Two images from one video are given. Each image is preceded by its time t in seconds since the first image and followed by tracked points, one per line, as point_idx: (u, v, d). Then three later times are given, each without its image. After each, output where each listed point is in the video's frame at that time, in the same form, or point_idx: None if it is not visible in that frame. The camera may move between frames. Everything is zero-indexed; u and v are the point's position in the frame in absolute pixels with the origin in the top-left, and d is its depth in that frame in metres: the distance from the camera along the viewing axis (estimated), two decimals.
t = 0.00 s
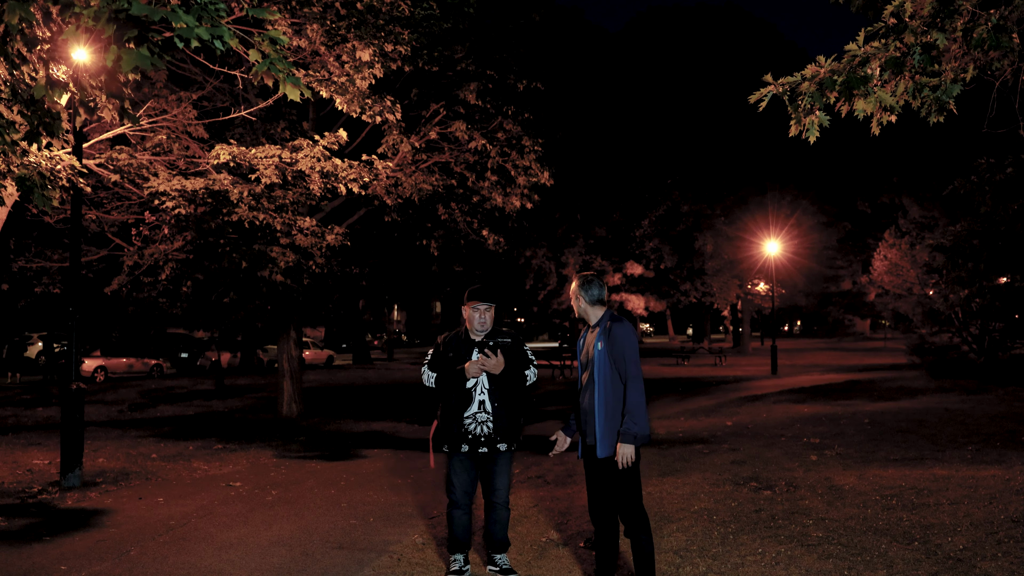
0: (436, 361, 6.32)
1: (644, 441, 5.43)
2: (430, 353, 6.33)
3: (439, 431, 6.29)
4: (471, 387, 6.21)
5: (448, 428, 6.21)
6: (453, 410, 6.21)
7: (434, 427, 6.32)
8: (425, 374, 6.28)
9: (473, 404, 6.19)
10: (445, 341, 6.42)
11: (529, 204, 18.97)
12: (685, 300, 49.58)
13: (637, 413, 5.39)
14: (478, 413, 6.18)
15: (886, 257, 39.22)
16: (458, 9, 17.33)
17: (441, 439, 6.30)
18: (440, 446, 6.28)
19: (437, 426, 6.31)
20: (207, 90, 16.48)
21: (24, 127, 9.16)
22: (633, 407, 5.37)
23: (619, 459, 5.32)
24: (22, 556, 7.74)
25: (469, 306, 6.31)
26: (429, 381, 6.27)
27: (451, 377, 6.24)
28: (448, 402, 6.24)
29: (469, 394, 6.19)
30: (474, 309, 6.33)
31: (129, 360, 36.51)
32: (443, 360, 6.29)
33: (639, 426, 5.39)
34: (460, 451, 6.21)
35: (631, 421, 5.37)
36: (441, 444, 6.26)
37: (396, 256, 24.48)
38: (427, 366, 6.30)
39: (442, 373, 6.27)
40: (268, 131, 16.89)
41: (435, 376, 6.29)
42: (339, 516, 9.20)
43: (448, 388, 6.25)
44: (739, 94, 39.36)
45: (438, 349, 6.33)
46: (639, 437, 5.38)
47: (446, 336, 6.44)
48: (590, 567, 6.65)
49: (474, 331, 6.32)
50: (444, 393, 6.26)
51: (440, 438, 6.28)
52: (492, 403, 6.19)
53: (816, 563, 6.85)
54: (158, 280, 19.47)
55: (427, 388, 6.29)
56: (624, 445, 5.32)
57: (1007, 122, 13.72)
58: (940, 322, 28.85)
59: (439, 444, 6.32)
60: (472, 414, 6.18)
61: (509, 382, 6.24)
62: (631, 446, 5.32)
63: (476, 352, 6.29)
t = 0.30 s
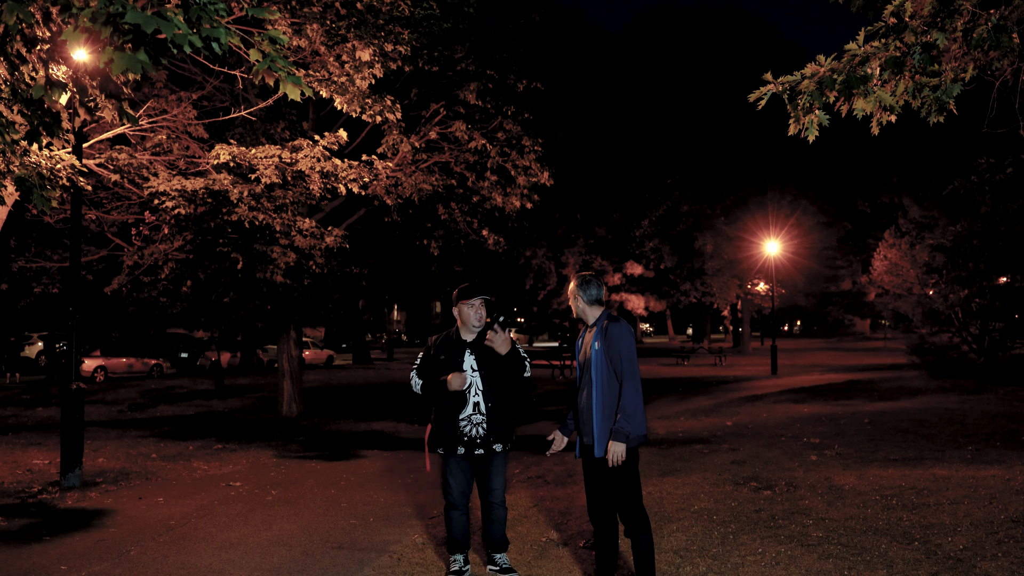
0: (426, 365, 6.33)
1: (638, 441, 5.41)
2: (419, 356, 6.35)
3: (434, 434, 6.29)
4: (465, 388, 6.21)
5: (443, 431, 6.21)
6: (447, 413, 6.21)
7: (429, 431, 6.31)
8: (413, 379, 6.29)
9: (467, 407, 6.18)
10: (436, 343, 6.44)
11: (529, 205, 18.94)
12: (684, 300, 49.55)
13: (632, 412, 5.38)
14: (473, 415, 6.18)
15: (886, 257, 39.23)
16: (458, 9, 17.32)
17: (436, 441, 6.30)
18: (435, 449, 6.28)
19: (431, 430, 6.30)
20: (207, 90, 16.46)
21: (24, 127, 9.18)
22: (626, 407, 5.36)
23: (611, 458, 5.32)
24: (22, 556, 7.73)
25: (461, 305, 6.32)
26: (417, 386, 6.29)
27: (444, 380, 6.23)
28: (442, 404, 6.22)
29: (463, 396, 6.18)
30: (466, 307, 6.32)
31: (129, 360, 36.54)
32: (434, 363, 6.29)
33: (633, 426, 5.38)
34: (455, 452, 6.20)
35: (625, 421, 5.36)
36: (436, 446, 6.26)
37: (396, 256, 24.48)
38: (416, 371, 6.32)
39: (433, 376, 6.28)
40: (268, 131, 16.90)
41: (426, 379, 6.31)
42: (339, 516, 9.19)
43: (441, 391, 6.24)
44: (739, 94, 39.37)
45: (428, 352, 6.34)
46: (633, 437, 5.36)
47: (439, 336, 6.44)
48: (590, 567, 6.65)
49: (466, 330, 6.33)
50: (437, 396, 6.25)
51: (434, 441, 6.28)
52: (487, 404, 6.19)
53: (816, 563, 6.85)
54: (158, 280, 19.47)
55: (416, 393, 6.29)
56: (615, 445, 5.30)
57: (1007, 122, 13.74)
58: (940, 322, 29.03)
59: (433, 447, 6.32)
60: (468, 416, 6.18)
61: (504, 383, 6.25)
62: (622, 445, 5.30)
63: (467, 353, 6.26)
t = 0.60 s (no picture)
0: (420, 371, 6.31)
1: (639, 440, 5.41)
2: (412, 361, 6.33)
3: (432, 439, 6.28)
4: (466, 392, 6.22)
5: (442, 436, 6.20)
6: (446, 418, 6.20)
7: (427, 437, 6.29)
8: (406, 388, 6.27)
9: (467, 410, 6.20)
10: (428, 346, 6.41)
11: (529, 205, 18.94)
12: (684, 300, 49.55)
13: (632, 410, 5.38)
14: (475, 417, 6.20)
15: (886, 257, 39.23)
16: (458, 9, 17.32)
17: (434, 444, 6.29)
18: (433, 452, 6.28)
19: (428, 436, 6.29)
20: (207, 90, 16.47)
21: (24, 127, 9.19)
22: (627, 407, 5.36)
23: (613, 457, 5.30)
24: (22, 556, 7.74)
25: (455, 305, 6.29)
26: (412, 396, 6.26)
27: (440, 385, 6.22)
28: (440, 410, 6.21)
29: (464, 400, 6.20)
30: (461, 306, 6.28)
31: (129, 360, 36.56)
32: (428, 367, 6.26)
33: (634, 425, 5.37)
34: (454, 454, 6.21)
35: (626, 420, 5.36)
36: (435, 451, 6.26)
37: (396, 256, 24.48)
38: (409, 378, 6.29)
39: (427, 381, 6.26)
40: (268, 131, 16.93)
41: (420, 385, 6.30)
42: (339, 516, 9.20)
43: (439, 395, 6.23)
44: (739, 94, 39.39)
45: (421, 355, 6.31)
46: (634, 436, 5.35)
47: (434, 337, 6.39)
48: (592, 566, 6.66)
49: (459, 331, 6.30)
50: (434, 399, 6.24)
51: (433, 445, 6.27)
52: (487, 407, 6.23)
53: (816, 563, 6.85)
54: (158, 280, 19.46)
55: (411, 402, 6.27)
56: (617, 443, 5.28)
57: (1007, 124, 13.76)
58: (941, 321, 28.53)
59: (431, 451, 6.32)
60: (469, 419, 6.20)
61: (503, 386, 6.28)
62: (624, 444, 5.28)
63: (466, 354, 6.25)
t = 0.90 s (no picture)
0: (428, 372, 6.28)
1: (642, 440, 5.43)
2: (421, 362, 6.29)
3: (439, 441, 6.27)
4: (479, 393, 6.22)
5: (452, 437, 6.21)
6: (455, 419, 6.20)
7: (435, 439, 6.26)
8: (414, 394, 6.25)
9: (478, 412, 6.21)
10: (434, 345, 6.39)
11: (529, 205, 18.94)
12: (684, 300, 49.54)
13: (636, 411, 5.39)
14: (488, 418, 6.22)
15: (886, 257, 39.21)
16: (458, 9, 17.30)
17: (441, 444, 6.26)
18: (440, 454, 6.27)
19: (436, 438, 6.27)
20: (207, 89, 16.47)
21: (24, 127, 9.19)
22: (631, 408, 5.37)
23: (617, 458, 5.31)
24: (22, 556, 7.74)
25: (464, 304, 6.30)
26: (420, 402, 6.24)
27: (451, 385, 6.21)
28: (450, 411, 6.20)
29: (476, 400, 6.21)
30: (470, 306, 6.31)
31: (129, 359, 36.56)
32: (438, 368, 6.24)
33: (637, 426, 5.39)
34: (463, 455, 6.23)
35: (630, 421, 5.37)
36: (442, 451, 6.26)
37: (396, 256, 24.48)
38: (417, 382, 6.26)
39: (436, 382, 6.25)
40: (268, 131, 16.97)
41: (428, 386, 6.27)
42: (339, 516, 9.20)
43: (448, 397, 6.21)
44: (739, 94, 39.41)
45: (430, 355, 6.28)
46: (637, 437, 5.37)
47: (442, 335, 6.34)
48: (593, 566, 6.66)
49: (469, 332, 6.31)
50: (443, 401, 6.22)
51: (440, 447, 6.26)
52: (498, 408, 6.27)
53: (816, 563, 6.84)
54: (158, 280, 19.46)
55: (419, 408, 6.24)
56: (621, 444, 5.29)
57: (1007, 124, 13.77)
58: (940, 322, 28.72)
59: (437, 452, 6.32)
60: (481, 420, 6.21)
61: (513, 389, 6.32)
62: (628, 445, 5.30)
63: (477, 354, 6.26)
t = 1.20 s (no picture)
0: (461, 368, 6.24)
1: (642, 440, 5.43)
2: (460, 355, 6.22)
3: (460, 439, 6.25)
4: (511, 393, 6.21)
5: (478, 437, 6.18)
6: (484, 419, 6.18)
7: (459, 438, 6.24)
8: (464, 382, 6.16)
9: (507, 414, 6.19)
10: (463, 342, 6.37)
11: (529, 205, 18.95)
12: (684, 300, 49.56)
13: (636, 411, 5.39)
14: (517, 418, 6.20)
15: (886, 257, 39.23)
16: (458, 9, 17.28)
17: (464, 444, 6.23)
18: (462, 452, 6.24)
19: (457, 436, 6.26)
20: (207, 90, 16.48)
21: (24, 127, 9.20)
22: (630, 409, 5.37)
23: (615, 457, 5.31)
24: (22, 556, 7.75)
25: (490, 305, 6.35)
26: (475, 393, 6.18)
27: (483, 382, 6.20)
28: (479, 409, 6.18)
29: (509, 400, 6.20)
30: (495, 306, 6.37)
31: (128, 360, 36.55)
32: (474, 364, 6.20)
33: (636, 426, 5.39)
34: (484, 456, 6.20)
35: (629, 420, 5.38)
36: (463, 451, 6.23)
37: (396, 256, 24.49)
38: (465, 372, 6.17)
39: (472, 378, 6.19)
40: (268, 131, 16.99)
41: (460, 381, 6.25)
42: (338, 516, 9.21)
43: (482, 396, 6.18)
44: (739, 94, 39.45)
45: (467, 349, 6.23)
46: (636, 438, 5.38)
47: (470, 336, 6.31)
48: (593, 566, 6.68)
49: (495, 329, 6.34)
50: (475, 398, 6.19)
51: (461, 445, 6.24)
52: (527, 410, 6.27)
53: (816, 563, 6.85)
54: (157, 280, 19.45)
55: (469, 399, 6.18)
56: (619, 444, 5.30)
57: (1007, 123, 13.82)
58: (940, 322, 28.72)
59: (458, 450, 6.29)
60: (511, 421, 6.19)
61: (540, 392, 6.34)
62: (626, 445, 5.30)
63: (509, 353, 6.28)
